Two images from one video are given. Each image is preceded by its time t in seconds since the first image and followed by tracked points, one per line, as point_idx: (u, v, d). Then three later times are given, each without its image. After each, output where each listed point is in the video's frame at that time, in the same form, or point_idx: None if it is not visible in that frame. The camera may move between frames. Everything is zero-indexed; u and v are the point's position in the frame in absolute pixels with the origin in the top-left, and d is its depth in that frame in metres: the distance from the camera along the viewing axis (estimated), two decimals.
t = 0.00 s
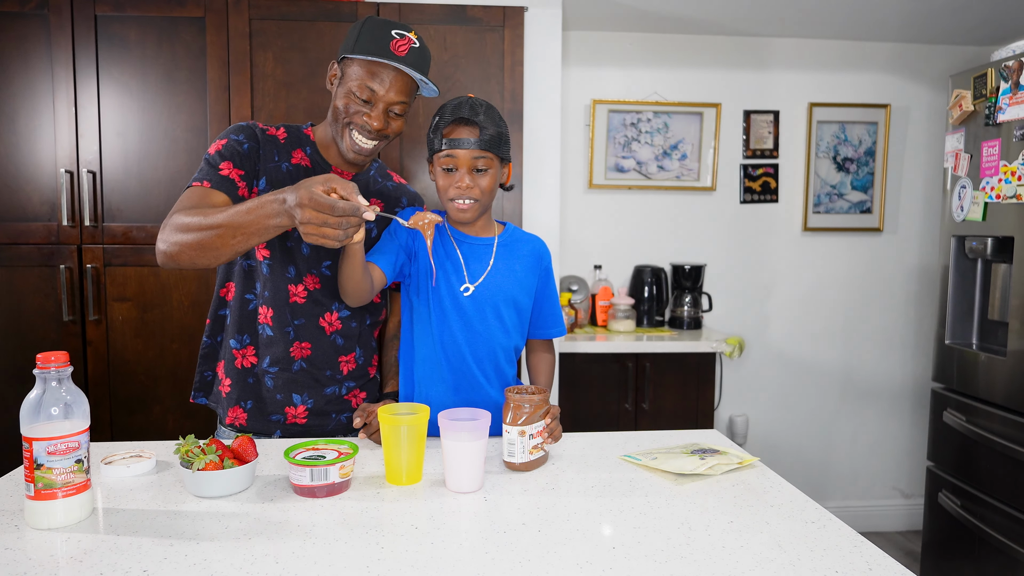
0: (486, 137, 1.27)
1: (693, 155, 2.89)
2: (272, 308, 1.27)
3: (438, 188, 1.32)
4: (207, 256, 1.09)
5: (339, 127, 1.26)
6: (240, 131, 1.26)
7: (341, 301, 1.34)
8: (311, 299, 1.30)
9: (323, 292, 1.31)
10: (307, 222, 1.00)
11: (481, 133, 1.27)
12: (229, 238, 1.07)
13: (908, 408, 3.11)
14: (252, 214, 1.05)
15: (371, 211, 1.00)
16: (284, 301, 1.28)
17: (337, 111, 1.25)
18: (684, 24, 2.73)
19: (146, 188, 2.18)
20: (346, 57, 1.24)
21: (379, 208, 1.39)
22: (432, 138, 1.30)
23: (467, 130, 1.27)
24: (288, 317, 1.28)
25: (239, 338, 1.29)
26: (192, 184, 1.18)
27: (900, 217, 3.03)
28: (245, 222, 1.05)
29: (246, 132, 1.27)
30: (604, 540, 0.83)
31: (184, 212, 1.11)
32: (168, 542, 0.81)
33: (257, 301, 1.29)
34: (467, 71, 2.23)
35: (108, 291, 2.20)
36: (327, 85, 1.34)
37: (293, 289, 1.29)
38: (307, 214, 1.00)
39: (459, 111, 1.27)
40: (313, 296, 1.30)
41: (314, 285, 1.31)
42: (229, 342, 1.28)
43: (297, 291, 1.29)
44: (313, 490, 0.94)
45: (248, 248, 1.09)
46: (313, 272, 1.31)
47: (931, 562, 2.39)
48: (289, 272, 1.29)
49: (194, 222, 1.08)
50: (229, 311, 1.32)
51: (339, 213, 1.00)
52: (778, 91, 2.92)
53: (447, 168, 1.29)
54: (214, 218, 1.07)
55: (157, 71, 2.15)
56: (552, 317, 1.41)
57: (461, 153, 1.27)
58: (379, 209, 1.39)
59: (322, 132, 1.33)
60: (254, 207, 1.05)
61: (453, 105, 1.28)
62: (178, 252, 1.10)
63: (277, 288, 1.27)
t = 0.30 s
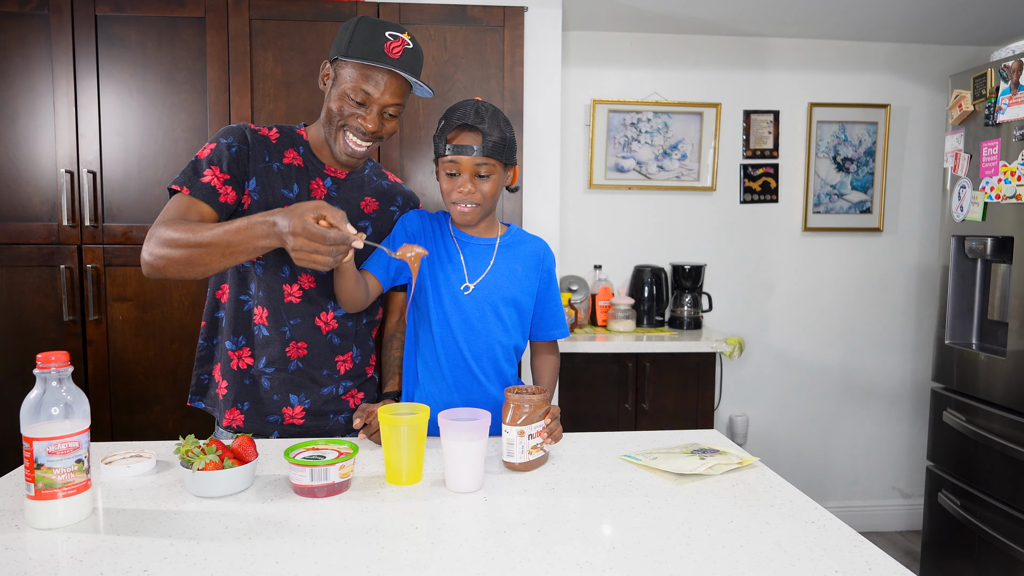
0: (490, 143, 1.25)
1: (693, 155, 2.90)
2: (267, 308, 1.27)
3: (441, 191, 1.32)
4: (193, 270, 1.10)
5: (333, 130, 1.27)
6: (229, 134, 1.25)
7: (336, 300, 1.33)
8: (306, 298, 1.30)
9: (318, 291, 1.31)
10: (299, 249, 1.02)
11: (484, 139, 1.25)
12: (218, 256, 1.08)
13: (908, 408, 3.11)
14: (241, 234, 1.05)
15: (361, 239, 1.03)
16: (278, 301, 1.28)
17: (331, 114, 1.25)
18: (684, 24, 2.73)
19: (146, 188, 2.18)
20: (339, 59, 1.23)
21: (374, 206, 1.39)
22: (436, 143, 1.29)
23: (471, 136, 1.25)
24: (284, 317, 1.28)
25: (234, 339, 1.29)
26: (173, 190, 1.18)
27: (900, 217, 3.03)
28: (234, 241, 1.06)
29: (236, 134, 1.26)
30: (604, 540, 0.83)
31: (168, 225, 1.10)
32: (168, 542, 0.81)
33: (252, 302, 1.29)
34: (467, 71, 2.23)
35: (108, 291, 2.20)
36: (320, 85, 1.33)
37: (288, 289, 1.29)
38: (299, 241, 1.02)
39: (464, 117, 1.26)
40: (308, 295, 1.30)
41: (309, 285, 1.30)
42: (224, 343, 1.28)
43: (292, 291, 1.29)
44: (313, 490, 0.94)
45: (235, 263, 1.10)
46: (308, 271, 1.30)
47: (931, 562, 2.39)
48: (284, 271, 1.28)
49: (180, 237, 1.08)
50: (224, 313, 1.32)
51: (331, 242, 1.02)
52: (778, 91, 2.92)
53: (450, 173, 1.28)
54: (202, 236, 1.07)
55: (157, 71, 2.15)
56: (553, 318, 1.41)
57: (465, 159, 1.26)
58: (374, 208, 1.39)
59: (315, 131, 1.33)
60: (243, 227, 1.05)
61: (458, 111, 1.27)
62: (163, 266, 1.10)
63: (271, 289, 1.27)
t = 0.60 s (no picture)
0: (489, 148, 1.25)
1: (693, 155, 2.89)
2: (264, 308, 1.28)
3: (442, 195, 1.32)
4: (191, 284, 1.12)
5: (330, 133, 1.27)
6: (222, 136, 1.25)
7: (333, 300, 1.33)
8: (302, 298, 1.30)
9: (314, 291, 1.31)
10: (297, 282, 1.04)
11: (482, 144, 1.25)
12: (216, 275, 1.09)
13: (908, 408, 3.11)
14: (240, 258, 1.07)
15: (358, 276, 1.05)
16: (275, 301, 1.28)
17: (328, 117, 1.25)
18: (684, 24, 2.73)
19: (146, 188, 2.18)
20: (336, 61, 1.23)
21: (370, 206, 1.39)
22: (437, 147, 1.29)
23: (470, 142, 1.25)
24: (281, 317, 1.29)
25: (230, 340, 1.28)
26: (167, 195, 1.19)
27: (900, 217, 3.03)
28: (233, 264, 1.07)
29: (229, 136, 1.25)
30: (604, 540, 0.83)
31: (166, 237, 1.11)
32: (168, 541, 0.81)
33: (249, 302, 1.28)
34: (467, 71, 2.23)
35: (108, 291, 2.20)
36: (316, 85, 1.33)
37: (284, 289, 1.29)
38: (297, 275, 1.03)
39: (464, 123, 1.26)
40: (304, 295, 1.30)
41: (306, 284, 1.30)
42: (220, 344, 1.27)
43: (288, 291, 1.29)
44: (313, 490, 0.94)
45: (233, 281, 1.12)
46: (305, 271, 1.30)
47: (931, 562, 2.39)
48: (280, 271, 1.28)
49: (178, 253, 1.09)
50: (220, 314, 1.31)
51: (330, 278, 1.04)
52: (778, 91, 2.92)
53: (450, 177, 1.28)
54: (201, 255, 1.08)
55: (157, 71, 2.15)
56: (555, 317, 1.40)
57: (464, 164, 1.25)
58: (370, 207, 1.38)
59: (310, 133, 1.33)
60: (242, 250, 1.07)
61: (458, 115, 1.27)
62: (160, 278, 1.12)
63: (268, 289, 1.28)
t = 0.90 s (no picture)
0: (488, 154, 1.25)
1: (693, 155, 2.89)
2: (262, 309, 1.27)
3: (442, 199, 1.32)
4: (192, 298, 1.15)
5: (329, 134, 1.27)
6: (219, 139, 1.24)
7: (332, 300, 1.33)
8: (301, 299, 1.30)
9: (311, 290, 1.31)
10: (301, 308, 1.08)
11: (481, 150, 1.24)
12: (220, 293, 1.14)
13: (908, 408, 3.11)
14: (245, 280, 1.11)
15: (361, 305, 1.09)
16: (273, 301, 1.28)
17: (327, 118, 1.25)
18: (684, 24, 2.73)
19: (146, 188, 2.18)
20: (336, 63, 1.23)
21: (368, 206, 1.38)
22: (436, 151, 1.29)
23: (469, 147, 1.25)
24: (280, 317, 1.29)
25: (229, 341, 1.28)
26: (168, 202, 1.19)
27: (900, 217, 3.03)
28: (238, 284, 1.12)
29: (226, 139, 1.25)
30: (604, 540, 0.83)
31: (169, 250, 1.12)
32: (168, 541, 0.81)
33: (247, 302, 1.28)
34: (467, 71, 2.23)
35: (108, 291, 2.20)
36: (314, 85, 1.33)
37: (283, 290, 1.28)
38: (302, 304, 1.08)
39: (462, 128, 1.25)
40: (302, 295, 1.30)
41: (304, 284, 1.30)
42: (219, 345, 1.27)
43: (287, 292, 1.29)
44: (313, 490, 0.94)
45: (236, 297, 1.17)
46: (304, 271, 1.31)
47: (931, 562, 2.39)
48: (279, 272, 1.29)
49: (182, 269, 1.11)
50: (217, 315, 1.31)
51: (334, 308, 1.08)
52: (778, 91, 2.92)
53: (450, 182, 1.29)
54: (206, 274, 1.11)
55: (157, 71, 2.15)
56: (556, 316, 1.40)
57: (463, 170, 1.25)
58: (369, 207, 1.38)
59: (309, 134, 1.33)
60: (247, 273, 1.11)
61: (456, 120, 1.26)
62: (162, 291, 1.14)
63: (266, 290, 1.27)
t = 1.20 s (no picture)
0: (489, 154, 1.25)
1: (693, 155, 2.89)
2: (260, 309, 1.27)
3: (444, 199, 1.32)
4: (211, 301, 1.12)
5: (326, 129, 1.27)
6: (216, 141, 1.24)
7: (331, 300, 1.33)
8: (299, 298, 1.30)
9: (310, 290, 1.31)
10: (319, 296, 1.05)
11: (482, 149, 1.24)
12: (238, 292, 1.10)
13: (908, 408, 3.11)
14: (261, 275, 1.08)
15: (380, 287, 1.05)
16: (271, 301, 1.28)
17: (324, 113, 1.25)
18: (684, 24, 2.73)
19: (146, 188, 2.18)
20: (331, 57, 1.24)
21: (367, 204, 1.39)
22: (437, 151, 1.29)
23: (470, 147, 1.25)
24: (279, 317, 1.29)
25: (227, 342, 1.28)
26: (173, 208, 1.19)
27: (900, 217, 3.03)
28: (255, 281, 1.09)
29: (223, 140, 1.25)
30: (604, 540, 0.83)
31: (186, 256, 1.11)
32: (168, 541, 0.81)
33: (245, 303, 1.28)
34: (467, 71, 2.23)
35: (108, 291, 2.20)
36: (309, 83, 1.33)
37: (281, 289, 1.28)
38: (320, 291, 1.04)
39: (464, 128, 1.25)
40: (301, 295, 1.30)
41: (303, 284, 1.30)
42: (218, 346, 1.27)
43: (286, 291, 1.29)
44: (313, 490, 0.94)
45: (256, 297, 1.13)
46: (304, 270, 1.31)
47: (931, 562, 2.39)
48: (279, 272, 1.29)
49: (198, 271, 1.10)
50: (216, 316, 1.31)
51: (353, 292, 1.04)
52: (778, 91, 2.92)
53: (451, 182, 1.29)
54: (223, 273, 1.09)
55: (157, 71, 2.15)
56: (559, 314, 1.40)
57: (465, 170, 1.25)
58: (367, 205, 1.38)
59: (306, 132, 1.33)
60: (262, 268, 1.08)
61: (457, 120, 1.26)
62: (179, 296, 1.12)
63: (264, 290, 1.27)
